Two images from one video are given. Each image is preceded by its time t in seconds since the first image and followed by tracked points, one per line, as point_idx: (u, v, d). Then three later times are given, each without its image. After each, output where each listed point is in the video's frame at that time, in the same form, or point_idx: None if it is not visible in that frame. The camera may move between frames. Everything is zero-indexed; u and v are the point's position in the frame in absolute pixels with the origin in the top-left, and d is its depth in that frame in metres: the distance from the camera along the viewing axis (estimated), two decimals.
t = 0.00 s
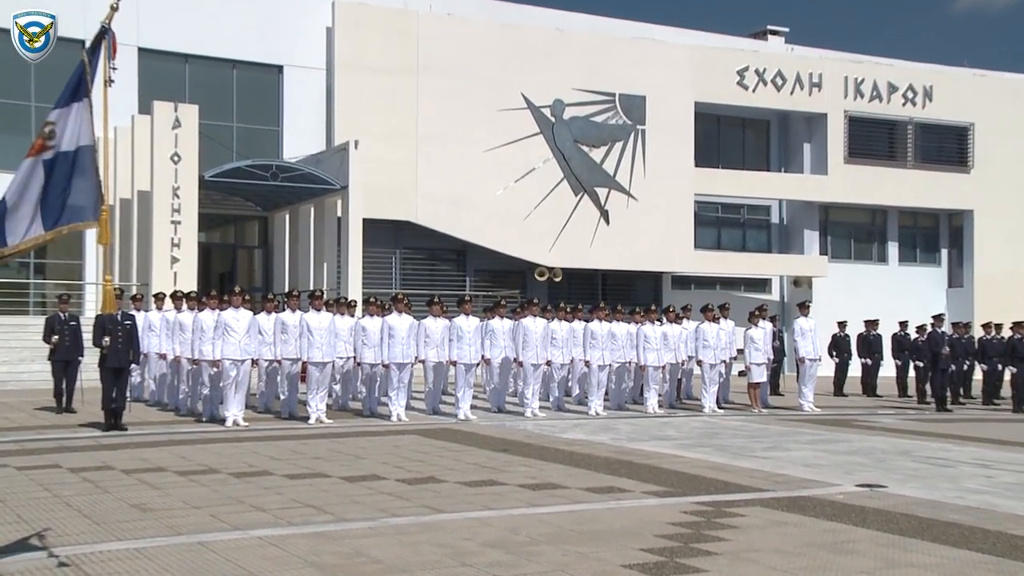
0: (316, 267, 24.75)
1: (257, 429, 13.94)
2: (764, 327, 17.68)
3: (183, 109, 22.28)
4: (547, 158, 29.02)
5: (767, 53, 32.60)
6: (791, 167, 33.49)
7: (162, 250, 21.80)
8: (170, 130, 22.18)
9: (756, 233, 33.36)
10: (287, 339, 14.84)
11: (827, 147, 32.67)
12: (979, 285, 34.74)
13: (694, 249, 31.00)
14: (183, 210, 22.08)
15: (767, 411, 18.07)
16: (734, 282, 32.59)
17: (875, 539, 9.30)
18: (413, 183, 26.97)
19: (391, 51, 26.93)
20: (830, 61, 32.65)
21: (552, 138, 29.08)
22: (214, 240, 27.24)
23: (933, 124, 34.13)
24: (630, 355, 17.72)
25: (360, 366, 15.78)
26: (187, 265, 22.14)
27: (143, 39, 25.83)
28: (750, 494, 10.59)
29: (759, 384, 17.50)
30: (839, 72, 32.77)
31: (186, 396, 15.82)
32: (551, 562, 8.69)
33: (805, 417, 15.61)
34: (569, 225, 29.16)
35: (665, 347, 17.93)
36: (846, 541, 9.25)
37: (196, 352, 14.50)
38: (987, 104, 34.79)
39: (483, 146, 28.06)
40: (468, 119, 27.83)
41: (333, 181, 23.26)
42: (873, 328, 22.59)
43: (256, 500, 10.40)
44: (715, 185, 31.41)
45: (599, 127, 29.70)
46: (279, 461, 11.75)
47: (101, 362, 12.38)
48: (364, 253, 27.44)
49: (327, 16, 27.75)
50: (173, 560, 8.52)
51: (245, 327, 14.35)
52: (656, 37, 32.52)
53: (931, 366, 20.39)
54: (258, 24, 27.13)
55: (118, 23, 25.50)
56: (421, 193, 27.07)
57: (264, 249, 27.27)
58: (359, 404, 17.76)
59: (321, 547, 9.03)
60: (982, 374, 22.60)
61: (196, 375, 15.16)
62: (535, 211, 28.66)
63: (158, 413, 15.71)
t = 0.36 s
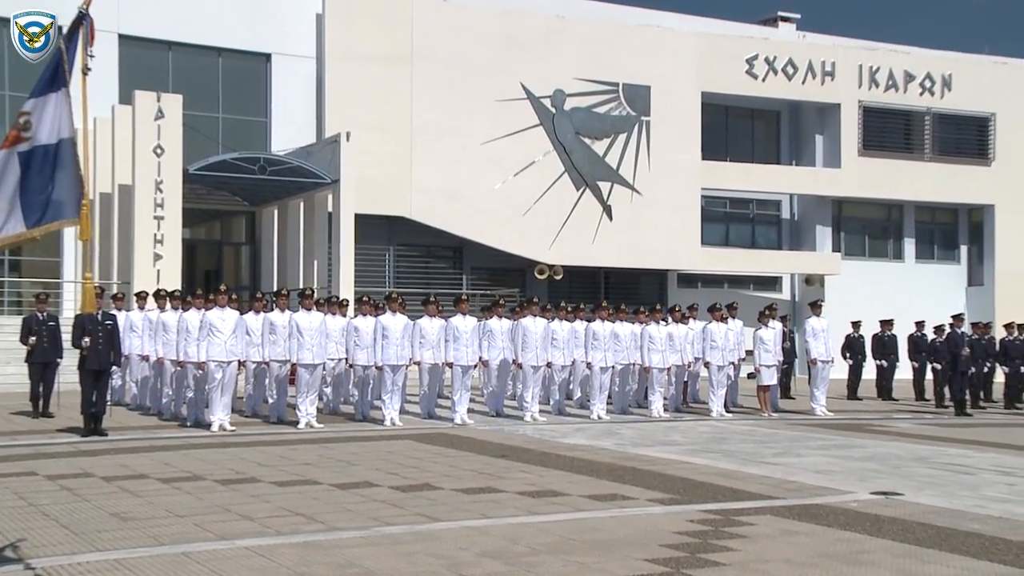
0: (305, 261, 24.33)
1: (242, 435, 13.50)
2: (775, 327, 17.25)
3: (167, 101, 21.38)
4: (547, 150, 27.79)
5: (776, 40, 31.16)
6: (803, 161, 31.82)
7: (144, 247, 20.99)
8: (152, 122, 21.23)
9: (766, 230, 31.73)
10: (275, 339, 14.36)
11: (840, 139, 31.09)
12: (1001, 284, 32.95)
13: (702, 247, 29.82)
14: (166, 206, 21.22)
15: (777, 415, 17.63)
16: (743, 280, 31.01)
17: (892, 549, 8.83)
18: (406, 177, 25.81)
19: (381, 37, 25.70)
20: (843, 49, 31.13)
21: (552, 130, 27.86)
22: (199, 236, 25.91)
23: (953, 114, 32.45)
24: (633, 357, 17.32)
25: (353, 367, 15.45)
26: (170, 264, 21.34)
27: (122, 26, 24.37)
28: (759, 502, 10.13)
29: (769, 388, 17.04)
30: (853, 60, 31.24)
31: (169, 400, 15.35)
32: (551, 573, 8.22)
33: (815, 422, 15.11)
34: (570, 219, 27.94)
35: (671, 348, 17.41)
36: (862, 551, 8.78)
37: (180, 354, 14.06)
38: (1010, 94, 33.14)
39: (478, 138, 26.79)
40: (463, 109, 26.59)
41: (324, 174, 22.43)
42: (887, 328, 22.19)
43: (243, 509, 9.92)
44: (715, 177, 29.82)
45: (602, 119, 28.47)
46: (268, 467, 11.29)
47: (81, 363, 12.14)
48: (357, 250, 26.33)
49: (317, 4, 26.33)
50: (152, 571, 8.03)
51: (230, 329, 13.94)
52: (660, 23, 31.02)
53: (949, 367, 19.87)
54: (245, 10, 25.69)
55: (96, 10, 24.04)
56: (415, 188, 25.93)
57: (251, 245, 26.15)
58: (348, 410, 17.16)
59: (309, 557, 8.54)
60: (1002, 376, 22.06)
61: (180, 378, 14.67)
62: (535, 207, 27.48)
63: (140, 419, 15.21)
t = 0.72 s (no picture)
0: (295, 258, 23.74)
1: (229, 437, 13.12)
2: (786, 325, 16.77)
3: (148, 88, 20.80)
4: (548, 141, 27.05)
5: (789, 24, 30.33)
6: (815, 151, 31.12)
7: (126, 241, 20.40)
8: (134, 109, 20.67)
9: (777, 224, 31.00)
10: (264, 339, 13.89)
11: (856, 128, 30.27)
12: None
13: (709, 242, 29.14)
14: (147, 198, 20.63)
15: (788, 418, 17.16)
16: (754, 277, 30.34)
17: (911, 558, 8.36)
18: (401, 169, 25.12)
19: (375, 24, 25.03)
20: (859, 34, 30.32)
21: (554, 119, 27.10)
22: (183, 231, 25.35)
23: (973, 102, 31.61)
24: (639, 357, 16.88)
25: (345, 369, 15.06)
26: (153, 259, 20.75)
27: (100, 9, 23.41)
28: (770, 509, 9.67)
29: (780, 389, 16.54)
30: (869, 46, 30.41)
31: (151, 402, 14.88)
32: None
33: (827, 425, 14.67)
34: (573, 212, 27.28)
35: (677, 347, 17.02)
36: (881, 561, 8.30)
37: (163, 354, 13.66)
38: None
39: (475, 128, 26.06)
40: (460, 98, 25.87)
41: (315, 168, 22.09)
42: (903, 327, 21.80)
43: (228, 516, 9.45)
44: (728, 169, 29.09)
45: (605, 108, 27.69)
46: (256, 473, 10.84)
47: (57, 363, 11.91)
48: (349, 244, 25.67)
49: None
50: None
51: (216, 328, 13.51)
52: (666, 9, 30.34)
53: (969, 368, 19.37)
54: None
55: None
56: (410, 180, 25.23)
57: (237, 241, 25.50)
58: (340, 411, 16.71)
59: (296, 566, 8.05)
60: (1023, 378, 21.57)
61: (163, 379, 14.24)
62: (535, 199, 26.77)
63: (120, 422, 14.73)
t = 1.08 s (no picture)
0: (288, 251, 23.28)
1: (220, 439, 12.73)
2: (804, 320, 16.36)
3: (133, 72, 20.35)
4: (554, 128, 26.43)
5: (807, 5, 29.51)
6: (835, 138, 30.37)
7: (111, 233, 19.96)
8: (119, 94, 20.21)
9: (793, 215, 30.43)
10: (257, 336, 13.46)
11: (878, 114, 29.51)
12: None
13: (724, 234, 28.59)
14: (133, 188, 20.17)
15: (805, 418, 16.83)
16: (770, 271, 29.88)
17: (938, 566, 7.89)
18: (401, 157, 24.59)
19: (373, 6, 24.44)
20: (881, 15, 29.50)
21: (560, 105, 26.51)
22: (171, 223, 24.73)
23: (1001, 87, 30.75)
24: (649, 355, 16.47)
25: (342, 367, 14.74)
26: (138, 251, 20.27)
27: None
28: (787, 514, 9.22)
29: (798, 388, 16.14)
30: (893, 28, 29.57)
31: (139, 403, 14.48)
32: None
33: (844, 426, 14.26)
34: (581, 201, 26.68)
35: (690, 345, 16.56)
36: (906, 568, 7.84)
37: (153, 352, 13.30)
38: None
39: (478, 116, 25.48)
40: (463, 84, 25.27)
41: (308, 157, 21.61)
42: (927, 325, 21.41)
43: (219, 521, 9.00)
44: (745, 158, 28.39)
45: (614, 93, 27.09)
46: (249, 476, 10.41)
47: (39, 361, 11.63)
48: (346, 237, 25.22)
49: None
50: None
51: (207, 324, 13.15)
52: None
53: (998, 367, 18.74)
54: None
55: None
56: (409, 169, 24.66)
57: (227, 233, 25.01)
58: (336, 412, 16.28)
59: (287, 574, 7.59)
60: None
61: (152, 377, 13.85)
62: (541, 189, 26.22)
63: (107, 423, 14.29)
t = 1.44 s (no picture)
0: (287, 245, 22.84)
1: (214, 441, 12.32)
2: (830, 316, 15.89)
3: (123, 56, 19.91)
4: (565, 116, 25.91)
5: None
6: (863, 125, 29.59)
7: (100, 226, 19.53)
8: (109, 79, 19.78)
9: (818, 206, 29.63)
10: (255, 332, 13.16)
11: (907, 98, 28.71)
12: None
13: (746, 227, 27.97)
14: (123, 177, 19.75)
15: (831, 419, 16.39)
16: (792, 266, 29.22)
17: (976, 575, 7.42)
18: (405, 145, 24.14)
19: None
20: None
21: (572, 91, 25.98)
22: (163, 214, 24.25)
23: None
24: (666, 354, 15.99)
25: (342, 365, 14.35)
26: (129, 243, 19.83)
27: None
28: (812, 521, 8.75)
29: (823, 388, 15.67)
30: (924, 9, 28.77)
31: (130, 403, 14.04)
32: None
33: (870, 429, 13.80)
34: (593, 192, 26.20)
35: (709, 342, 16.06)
36: None
37: (145, 350, 12.90)
38: None
39: (485, 102, 24.98)
40: (471, 68, 24.78)
41: (307, 144, 21.15)
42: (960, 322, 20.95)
43: (214, 527, 8.56)
44: (766, 146, 27.84)
45: (629, 78, 26.52)
46: (246, 480, 9.98)
47: (25, 361, 11.35)
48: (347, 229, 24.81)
49: None
50: None
51: (201, 322, 12.69)
52: None
53: None
54: None
55: None
56: (411, 158, 24.20)
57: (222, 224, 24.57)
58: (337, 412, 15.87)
59: None
60: None
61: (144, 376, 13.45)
62: (552, 179, 25.75)
63: (98, 424, 13.85)
